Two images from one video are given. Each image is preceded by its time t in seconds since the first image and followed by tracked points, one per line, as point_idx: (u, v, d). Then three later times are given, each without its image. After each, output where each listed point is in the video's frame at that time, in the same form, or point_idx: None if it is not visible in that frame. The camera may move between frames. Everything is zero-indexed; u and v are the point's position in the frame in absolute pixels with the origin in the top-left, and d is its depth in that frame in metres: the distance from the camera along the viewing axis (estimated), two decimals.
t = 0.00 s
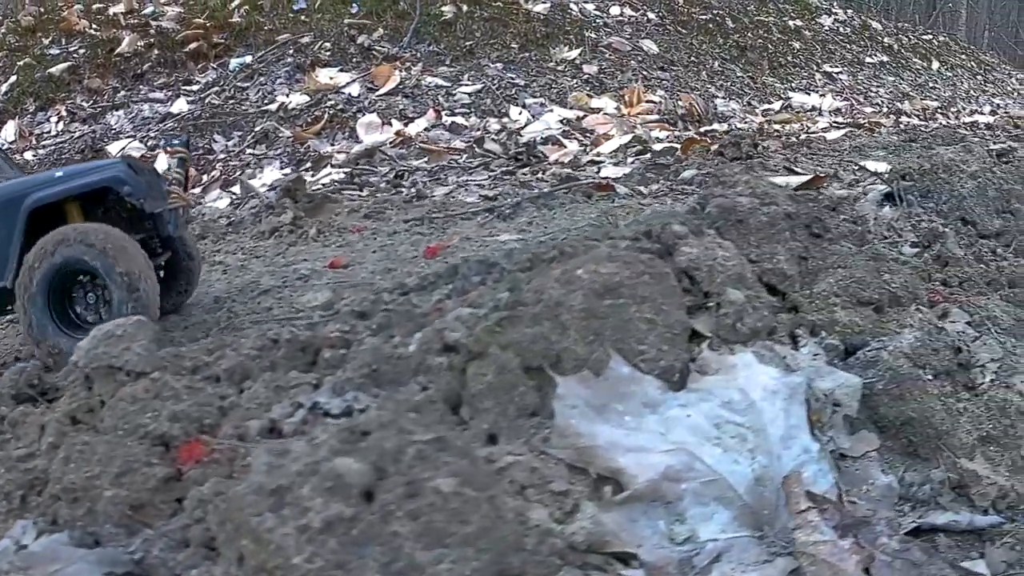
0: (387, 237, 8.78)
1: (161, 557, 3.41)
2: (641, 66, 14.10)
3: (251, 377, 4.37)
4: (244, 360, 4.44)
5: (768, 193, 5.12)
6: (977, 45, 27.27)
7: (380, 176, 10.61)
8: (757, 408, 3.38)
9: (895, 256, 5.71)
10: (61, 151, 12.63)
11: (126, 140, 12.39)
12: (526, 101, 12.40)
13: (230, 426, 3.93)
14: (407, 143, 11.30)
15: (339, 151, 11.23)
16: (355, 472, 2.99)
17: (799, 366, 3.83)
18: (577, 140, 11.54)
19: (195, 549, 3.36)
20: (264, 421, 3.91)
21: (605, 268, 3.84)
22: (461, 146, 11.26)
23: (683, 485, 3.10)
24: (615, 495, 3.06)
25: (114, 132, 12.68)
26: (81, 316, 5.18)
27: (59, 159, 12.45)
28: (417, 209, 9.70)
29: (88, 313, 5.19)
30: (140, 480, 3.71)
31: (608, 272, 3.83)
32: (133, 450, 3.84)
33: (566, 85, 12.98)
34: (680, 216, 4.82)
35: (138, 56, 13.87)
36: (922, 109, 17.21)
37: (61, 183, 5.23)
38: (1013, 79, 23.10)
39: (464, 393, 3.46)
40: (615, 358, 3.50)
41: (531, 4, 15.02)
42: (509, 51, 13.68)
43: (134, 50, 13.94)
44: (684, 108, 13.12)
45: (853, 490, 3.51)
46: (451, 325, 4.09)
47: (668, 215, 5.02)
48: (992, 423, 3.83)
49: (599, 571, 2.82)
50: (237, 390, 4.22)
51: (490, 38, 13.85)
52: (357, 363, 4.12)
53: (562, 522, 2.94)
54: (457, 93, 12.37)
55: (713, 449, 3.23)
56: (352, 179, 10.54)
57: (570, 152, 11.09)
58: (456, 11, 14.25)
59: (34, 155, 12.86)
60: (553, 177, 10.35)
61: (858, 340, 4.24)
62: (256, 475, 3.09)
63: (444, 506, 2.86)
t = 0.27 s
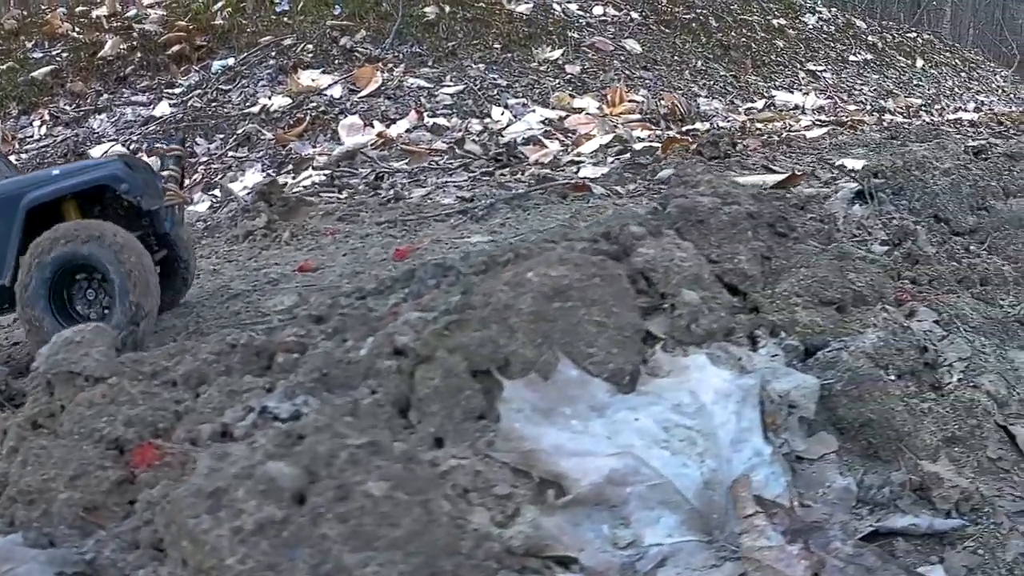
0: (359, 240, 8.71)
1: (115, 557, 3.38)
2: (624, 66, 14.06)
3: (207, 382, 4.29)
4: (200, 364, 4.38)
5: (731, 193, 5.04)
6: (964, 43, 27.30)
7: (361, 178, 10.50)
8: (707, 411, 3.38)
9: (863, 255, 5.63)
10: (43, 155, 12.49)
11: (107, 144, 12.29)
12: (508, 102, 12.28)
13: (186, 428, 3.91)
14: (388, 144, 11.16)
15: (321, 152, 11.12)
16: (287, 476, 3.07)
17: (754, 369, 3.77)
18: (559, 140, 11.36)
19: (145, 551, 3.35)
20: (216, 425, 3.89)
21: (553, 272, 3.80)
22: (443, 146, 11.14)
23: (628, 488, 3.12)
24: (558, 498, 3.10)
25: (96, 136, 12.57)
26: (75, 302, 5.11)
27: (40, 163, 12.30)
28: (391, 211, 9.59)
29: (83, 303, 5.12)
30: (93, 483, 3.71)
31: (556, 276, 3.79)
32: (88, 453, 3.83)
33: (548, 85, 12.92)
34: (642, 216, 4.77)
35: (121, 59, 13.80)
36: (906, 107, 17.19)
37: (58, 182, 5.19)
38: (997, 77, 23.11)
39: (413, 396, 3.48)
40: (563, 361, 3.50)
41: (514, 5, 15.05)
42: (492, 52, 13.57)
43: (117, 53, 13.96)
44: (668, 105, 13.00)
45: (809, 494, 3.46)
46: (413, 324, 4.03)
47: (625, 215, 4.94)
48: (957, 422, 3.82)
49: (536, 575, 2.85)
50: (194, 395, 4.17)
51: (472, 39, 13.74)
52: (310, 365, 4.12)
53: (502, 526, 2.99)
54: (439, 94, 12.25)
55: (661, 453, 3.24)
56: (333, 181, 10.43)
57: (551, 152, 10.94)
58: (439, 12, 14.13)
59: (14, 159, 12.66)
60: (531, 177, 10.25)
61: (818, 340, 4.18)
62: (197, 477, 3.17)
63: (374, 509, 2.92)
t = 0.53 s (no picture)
0: (333, 243, 8.65)
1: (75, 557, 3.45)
2: (606, 66, 14.03)
3: (168, 389, 4.27)
4: (163, 370, 4.37)
5: (694, 193, 4.98)
6: (950, 40, 27.39)
7: (342, 180, 10.44)
8: (660, 413, 3.39)
9: (829, 254, 5.54)
10: (25, 160, 12.40)
11: (90, 148, 12.21)
12: (491, 103, 12.25)
13: (148, 432, 3.92)
14: (371, 147, 11.07)
15: (303, 155, 11.05)
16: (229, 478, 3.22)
17: (713, 370, 3.73)
18: (541, 141, 11.27)
19: (103, 551, 3.41)
20: (176, 428, 3.89)
21: (506, 275, 3.79)
22: (425, 147, 11.07)
23: (577, 491, 3.16)
24: (506, 501, 3.16)
25: (79, 140, 12.49)
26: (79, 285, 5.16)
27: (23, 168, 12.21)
28: (366, 214, 9.51)
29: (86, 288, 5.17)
30: (57, 486, 3.76)
31: (509, 280, 3.76)
32: (52, 458, 3.89)
33: (531, 85, 12.88)
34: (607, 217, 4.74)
35: (104, 62, 13.75)
36: (890, 104, 17.16)
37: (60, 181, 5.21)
38: (983, 75, 23.10)
39: (365, 399, 3.56)
40: (515, 364, 3.50)
41: (497, 5, 14.90)
42: (475, 52, 13.49)
43: (100, 56, 13.86)
44: (651, 104, 12.94)
45: (766, 497, 3.47)
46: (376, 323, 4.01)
47: (588, 216, 4.93)
48: (923, 423, 3.91)
49: None
50: (155, 400, 4.16)
51: (455, 39, 13.67)
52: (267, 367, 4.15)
53: (450, 527, 3.08)
54: (422, 95, 12.18)
55: (611, 456, 3.26)
56: (314, 184, 10.35)
57: (533, 153, 10.86)
58: (422, 13, 14.00)
59: None
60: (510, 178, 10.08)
61: (779, 341, 4.14)
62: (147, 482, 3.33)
63: (314, 512, 3.05)
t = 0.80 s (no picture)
0: (311, 246, 8.60)
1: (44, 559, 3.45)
2: (592, 66, 14.01)
3: (138, 392, 4.18)
4: (134, 371, 4.27)
5: (663, 193, 4.97)
6: (935, 39, 27.51)
7: (325, 182, 10.39)
8: (621, 414, 3.38)
9: (799, 255, 5.41)
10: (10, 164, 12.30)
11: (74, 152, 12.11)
12: (475, 103, 12.21)
13: (116, 434, 3.86)
14: (355, 148, 11.03)
15: (288, 156, 10.98)
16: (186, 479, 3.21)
17: (678, 371, 3.69)
18: (524, 142, 11.22)
19: (70, 552, 3.40)
20: (143, 431, 3.81)
21: (468, 278, 3.77)
22: (408, 148, 11.02)
23: (535, 493, 3.18)
24: (463, 502, 3.19)
25: (64, 143, 12.40)
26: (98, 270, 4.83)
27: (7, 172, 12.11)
28: (345, 216, 9.44)
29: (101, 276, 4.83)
30: (25, 487, 3.74)
31: (471, 283, 3.73)
32: (20, 461, 3.86)
33: (516, 86, 12.84)
34: (577, 219, 4.72)
35: (88, 65, 13.61)
36: (875, 103, 17.19)
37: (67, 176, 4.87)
38: (968, 72, 23.16)
39: (329, 401, 3.54)
40: (476, 366, 3.49)
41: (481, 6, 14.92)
42: (460, 53, 13.45)
43: (86, 59, 13.73)
44: (636, 104, 12.91)
45: (729, 498, 3.46)
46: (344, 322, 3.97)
47: (560, 216, 4.92)
48: (893, 423, 3.91)
49: None
50: (123, 403, 4.08)
51: (440, 40, 13.62)
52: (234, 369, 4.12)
53: (407, 529, 3.10)
54: (406, 97, 12.14)
55: (570, 457, 3.26)
56: (297, 186, 10.31)
57: (515, 153, 10.83)
58: (407, 15, 13.98)
59: None
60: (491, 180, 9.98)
61: (747, 341, 4.10)
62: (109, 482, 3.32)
63: (266, 513, 3.06)
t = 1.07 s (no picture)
0: (294, 248, 8.55)
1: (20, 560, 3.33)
2: (579, 66, 13.99)
3: (115, 396, 4.14)
4: (111, 377, 4.24)
5: (640, 193, 4.96)
6: (923, 37, 27.58)
7: (311, 184, 10.36)
8: (593, 415, 3.34)
9: (776, 255, 5.31)
10: None
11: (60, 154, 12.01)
12: (462, 104, 12.18)
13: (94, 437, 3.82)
14: (342, 149, 11.00)
15: (275, 159, 10.95)
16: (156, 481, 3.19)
17: (652, 371, 3.66)
18: (511, 142, 11.18)
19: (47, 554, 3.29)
20: (119, 435, 3.77)
21: (440, 279, 3.74)
22: (395, 149, 10.99)
23: (505, 495, 3.16)
24: (433, 504, 3.17)
25: (51, 146, 12.32)
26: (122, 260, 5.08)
27: None
28: (328, 218, 9.39)
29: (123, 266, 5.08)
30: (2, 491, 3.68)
31: (443, 284, 3.71)
32: None
33: (502, 86, 12.82)
34: (554, 220, 4.71)
35: (76, 68, 13.50)
36: (862, 101, 17.21)
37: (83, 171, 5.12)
38: (956, 70, 23.19)
39: (302, 403, 3.52)
40: (448, 367, 3.46)
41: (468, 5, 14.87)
42: (447, 54, 13.42)
43: (73, 61, 13.61)
44: (623, 103, 12.89)
45: (703, 498, 3.44)
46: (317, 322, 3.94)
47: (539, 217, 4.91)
48: (871, 422, 4.08)
49: None
50: (100, 407, 4.04)
51: (427, 41, 13.59)
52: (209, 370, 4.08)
53: (376, 530, 3.10)
54: (392, 98, 12.11)
55: (541, 458, 3.23)
56: (284, 187, 10.28)
57: (501, 154, 10.79)
58: (394, 16, 13.92)
59: None
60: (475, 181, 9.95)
61: (724, 341, 4.07)
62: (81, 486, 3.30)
63: (234, 515, 3.05)
